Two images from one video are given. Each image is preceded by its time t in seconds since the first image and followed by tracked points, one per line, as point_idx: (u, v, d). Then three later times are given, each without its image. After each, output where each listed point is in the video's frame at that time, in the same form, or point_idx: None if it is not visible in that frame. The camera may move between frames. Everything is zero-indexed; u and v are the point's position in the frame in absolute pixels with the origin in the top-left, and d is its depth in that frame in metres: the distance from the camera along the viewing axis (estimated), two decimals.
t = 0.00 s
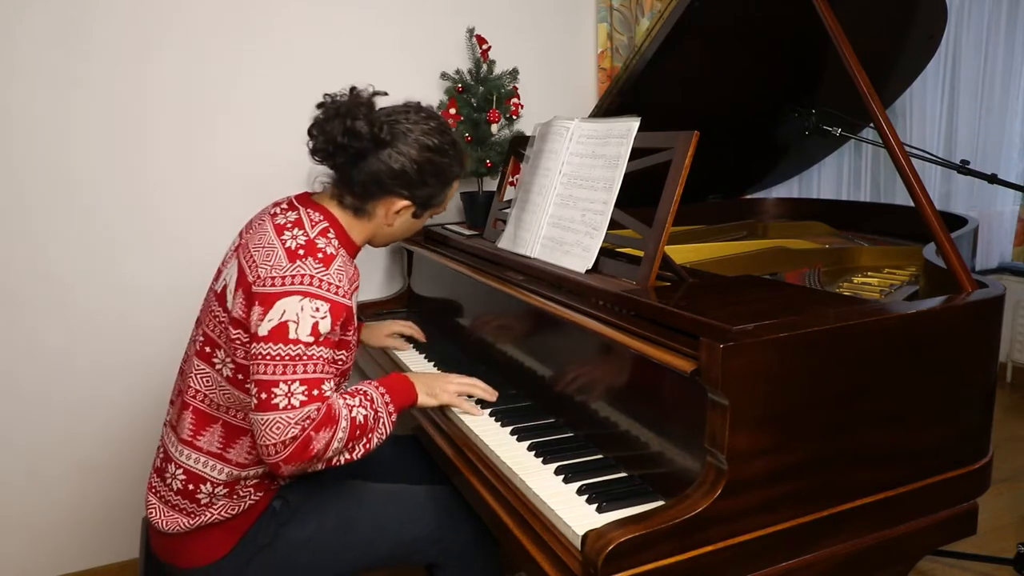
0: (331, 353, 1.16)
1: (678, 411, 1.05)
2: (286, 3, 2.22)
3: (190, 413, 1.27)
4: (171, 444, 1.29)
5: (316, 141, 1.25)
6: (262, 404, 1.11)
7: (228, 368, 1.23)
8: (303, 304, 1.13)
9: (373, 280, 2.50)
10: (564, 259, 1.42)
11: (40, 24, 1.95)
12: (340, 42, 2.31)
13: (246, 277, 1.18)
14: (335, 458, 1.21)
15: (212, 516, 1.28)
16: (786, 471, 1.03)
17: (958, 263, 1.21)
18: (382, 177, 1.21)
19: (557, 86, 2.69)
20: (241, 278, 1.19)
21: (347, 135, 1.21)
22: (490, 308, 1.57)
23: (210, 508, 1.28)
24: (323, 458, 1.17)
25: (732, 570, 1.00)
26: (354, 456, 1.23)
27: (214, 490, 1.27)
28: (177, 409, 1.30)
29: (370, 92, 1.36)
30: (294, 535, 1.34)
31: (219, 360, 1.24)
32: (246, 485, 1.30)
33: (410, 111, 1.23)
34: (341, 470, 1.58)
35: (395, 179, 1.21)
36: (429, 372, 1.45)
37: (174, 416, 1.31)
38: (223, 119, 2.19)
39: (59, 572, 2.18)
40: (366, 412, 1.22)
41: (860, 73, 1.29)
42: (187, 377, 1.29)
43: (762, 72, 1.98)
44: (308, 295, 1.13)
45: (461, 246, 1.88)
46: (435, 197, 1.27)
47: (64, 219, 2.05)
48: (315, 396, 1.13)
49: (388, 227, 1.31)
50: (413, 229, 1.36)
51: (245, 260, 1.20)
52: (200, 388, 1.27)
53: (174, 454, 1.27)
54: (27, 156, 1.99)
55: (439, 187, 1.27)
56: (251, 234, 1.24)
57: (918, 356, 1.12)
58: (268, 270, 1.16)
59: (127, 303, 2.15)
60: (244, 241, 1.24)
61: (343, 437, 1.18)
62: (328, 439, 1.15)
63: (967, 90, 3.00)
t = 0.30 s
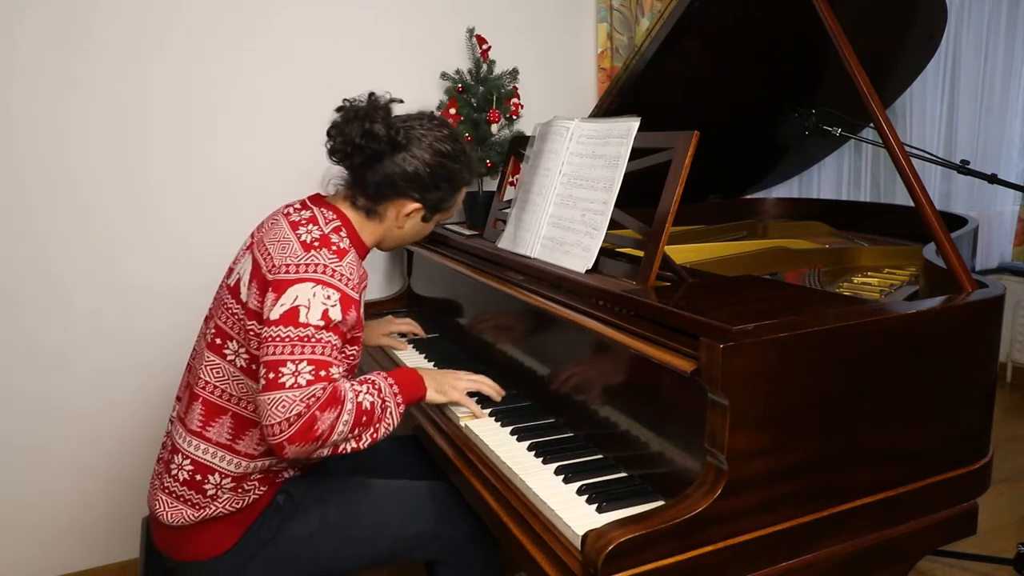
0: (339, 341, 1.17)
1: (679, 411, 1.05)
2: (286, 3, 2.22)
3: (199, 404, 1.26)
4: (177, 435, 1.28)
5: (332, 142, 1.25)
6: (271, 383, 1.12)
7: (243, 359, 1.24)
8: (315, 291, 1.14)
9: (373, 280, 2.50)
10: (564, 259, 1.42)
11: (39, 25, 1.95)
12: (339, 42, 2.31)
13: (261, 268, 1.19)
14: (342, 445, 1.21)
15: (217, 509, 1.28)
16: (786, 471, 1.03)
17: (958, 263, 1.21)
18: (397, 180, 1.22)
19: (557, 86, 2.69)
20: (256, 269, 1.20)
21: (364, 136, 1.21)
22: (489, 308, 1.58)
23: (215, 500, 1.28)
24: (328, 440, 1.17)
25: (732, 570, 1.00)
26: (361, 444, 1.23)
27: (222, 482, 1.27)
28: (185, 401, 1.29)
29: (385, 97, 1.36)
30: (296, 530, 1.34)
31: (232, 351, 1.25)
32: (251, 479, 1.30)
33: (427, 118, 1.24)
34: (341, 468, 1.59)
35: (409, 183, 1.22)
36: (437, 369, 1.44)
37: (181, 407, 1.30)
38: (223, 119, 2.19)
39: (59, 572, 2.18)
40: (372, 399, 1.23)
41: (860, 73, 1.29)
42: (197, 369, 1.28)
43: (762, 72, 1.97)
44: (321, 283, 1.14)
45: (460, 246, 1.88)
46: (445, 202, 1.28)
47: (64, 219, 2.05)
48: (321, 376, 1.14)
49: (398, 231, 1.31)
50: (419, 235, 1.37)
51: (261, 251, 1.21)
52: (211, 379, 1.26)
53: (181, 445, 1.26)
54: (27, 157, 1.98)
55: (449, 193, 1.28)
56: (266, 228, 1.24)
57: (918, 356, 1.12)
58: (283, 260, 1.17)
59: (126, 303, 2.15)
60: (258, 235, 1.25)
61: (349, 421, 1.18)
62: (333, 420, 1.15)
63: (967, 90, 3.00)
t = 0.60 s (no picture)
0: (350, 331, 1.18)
1: (679, 411, 1.05)
2: (285, 3, 2.22)
3: (210, 397, 1.26)
4: (185, 427, 1.27)
5: (347, 142, 1.26)
6: (281, 367, 1.12)
7: (257, 351, 1.24)
8: (329, 281, 1.14)
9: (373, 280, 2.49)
10: (564, 259, 1.42)
11: (39, 25, 1.95)
12: (339, 42, 2.31)
13: (276, 261, 1.19)
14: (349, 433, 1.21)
15: (222, 503, 1.28)
16: (786, 471, 1.03)
17: (958, 264, 1.21)
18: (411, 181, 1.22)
19: (557, 86, 2.69)
20: (271, 261, 1.20)
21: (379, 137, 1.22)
22: (489, 308, 1.58)
23: (221, 494, 1.27)
24: (336, 426, 1.17)
25: (732, 570, 1.00)
26: (368, 433, 1.23)
27: (229, 476, 1.27)
28: (195, 394, 1.29)
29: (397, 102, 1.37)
30: (300, 524, 1.34)
31: (243, 344, 1.25)
32: (258, 475, 1.30)
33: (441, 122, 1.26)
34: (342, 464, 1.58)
35: (421, 184, 1.23)
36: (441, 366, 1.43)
37: (190, 400, 1.30)
38: (224, 119, 2.19)
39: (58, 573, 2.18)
40: (380, 388, 1.23)
41: (860, 74, 1.29)
42: (208, 362, 1.28)
43: (762, 72, 1.97)
44: (334, 274, 1.15)
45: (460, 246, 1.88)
46: (454, 205, 1.29)
47: (64, 218, 2.04)
48: (332, 360, 1.14)
49: (407, 233, 1.31)
50: (427, 239, 1.37)
51: (275, 245, 1.21)
52: (222, 372, 1.26)
53: (189, 437, 1.26)
54: (27, 157, 1.98)
55: (458, 197, 1.28)
56: (279, 224, 1.25)
57: (918, 356, 1.12)
58: (298, 252, 1.17)
59: (126, 303, 2.15)
60: (272, 232, 1.25)
61: (356, 409, 1.18)
62: (342, 405, 1.15)
63: (967, 90, 3.00)
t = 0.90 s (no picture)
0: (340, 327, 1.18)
1: (679, 411, 1.05)
2: (285, 3, 2.21)
3: (199, 401, 1.25)
4: (176, 432, 1.27)
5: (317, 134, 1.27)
6: (274, 371, 1.12)
7: (244, 352, 1.24)
8: (313, 279, 1.14)
9: (373, 280, 2.49)
10: (564, 259, 1.42)
11: (39, 25, 1.95)
12: (339, 43, 2.31)
13: (257, 262, 1.19)
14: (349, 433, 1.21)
15: (218, 507, 1.28)
16: (786, 471, 1.03)
17: (958, 263, 1.21)
18: (382, 168, 1.22)
19: (557, 86, 2.69)
20: (252, 263, 1.20)
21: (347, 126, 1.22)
22: (489, 308, 1.58)
23: (216, 498, 1.27)
24: (335, 427, 1.17)
25: (732, 571, 1.00)
26: (368, 432, 1.23)
27: (224, 479, 1.26)
28: (183, 399, 1.29)
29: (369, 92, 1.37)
30: (297, 528, 1.34)
31: (229, 346, 1.24)
32: (252, 478, 1.30)
33: (410, 107, 1.25)
34: (339, 463, 1.58)
35: (392, 171, 1.23)
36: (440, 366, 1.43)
37: (180, 406, 1.29)
38: (224, 119, 2.19)
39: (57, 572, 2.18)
40: (378, 387, 1.23)
41: (860, 74, 1.29)
42: (194, 367, 1.28)
43: (761, 72, 1.97)
44: (318, 271, 1.15)
45: (460, 246, 1.88)
46: (432, 189, 1.28)
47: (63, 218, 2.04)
48: (325, 360, 1.13)
49: (387, 221, 1.31)
50: (410, 225, 1.36)
51: (255, 245, 1.21)
52: (209, 375, 1.25)
53: (181, 443, 1.26)
54: (27, 157, 1.99)
55: (434, 180, 1.28)
56: (258, 224, 1.25)
57: (918, 357, 1.12)
58: (279, 251, 1.17)
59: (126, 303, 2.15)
60: (250, 231, 1.25)
61: (355, 408, 1.18)
62: (339, 405, 1.15)
63: (967, 90, 3.00)
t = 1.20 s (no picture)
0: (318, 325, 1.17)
1: (679, 411, 1.04)
2: (286, 3, 2.21)
3: (182, 407, 1.27)
4: (165, 440, 1.29)
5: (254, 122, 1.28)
6: (258, 378, 1.12)
7: (218, 356, 1.25)
8: (279, 279, 1.14)
9: (373, 280, 2.49)
10: (564, 259, 1.42)
11: (40, 25, 1.95)
12: (339, 43, 2.31)
13: (220, 267, 1.20)
14: (344, 438, 1.21)
15: (213, 509, 1.28)
16: (786, 471, 1.03)
17: (958, 263, 1.21)
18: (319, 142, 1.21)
19: (557, 86, 2.69)
20: (217, 267, 1.21)
21: (277, 109, 1.23)
22: (489, 308, 1.58)
23: (211, 501, 1.28)
24: (328, 430, 1.17)
25: (732, 570, 1.00)
26: (363, 435, 1.23)
27: (216, 481, 1.27)
28: (169, 407, 1.30)
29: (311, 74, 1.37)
30: (294, 528, 1.34)
31: (204, 350, 1.25)
32: (246, 477, 1.30)
33: (342, 79, 1.24)
34: (335, 465, 1.58)
35: (331, 145, 1.21)
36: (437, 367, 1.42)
37: (166, 415, 1.31)
38: (224, 119, 2.19)
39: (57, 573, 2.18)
40: (371, 389, 1.24)
41: (860, 74, 1.29)
42: (173, 375, 1.29)
43: (761, 73, 1.97)
44: (283, 270, 1.15)
45: (460, 246, 1.88)
46: (380, 159, 1.25)
47: (62, 219, 2.04)
48: (309, 363, 1.14)
49: (344, 200, 1.30)
50: (373, 201, 1.34)
51: (216, 249, 1.22)
52: (190, 380, 1.27)
53: (170, 449, 1.27)
54: (27, 157, 1.99)
55: (381, 148, 1.24)
56: (218, 226, 1.25)
57: (918, 357, 1.12)
58: (240, 254, 1.17)
59: (126, 303, 2.15)
60: (213, 234, 1.26)
61: (346, 410, 1.19)
62: (330, 407, 1.16)
63: (967, 90, 3.00)
